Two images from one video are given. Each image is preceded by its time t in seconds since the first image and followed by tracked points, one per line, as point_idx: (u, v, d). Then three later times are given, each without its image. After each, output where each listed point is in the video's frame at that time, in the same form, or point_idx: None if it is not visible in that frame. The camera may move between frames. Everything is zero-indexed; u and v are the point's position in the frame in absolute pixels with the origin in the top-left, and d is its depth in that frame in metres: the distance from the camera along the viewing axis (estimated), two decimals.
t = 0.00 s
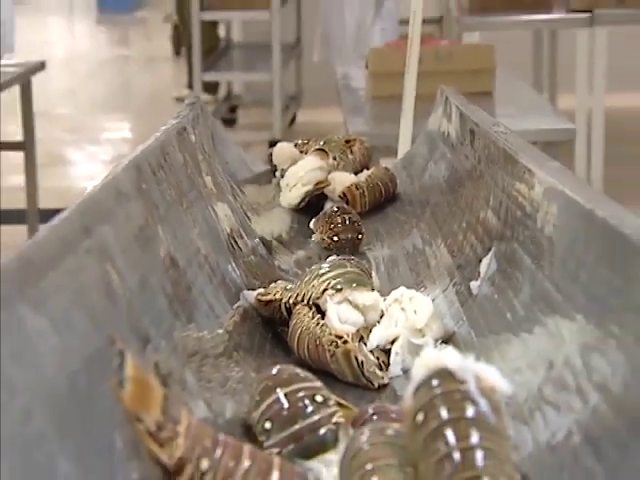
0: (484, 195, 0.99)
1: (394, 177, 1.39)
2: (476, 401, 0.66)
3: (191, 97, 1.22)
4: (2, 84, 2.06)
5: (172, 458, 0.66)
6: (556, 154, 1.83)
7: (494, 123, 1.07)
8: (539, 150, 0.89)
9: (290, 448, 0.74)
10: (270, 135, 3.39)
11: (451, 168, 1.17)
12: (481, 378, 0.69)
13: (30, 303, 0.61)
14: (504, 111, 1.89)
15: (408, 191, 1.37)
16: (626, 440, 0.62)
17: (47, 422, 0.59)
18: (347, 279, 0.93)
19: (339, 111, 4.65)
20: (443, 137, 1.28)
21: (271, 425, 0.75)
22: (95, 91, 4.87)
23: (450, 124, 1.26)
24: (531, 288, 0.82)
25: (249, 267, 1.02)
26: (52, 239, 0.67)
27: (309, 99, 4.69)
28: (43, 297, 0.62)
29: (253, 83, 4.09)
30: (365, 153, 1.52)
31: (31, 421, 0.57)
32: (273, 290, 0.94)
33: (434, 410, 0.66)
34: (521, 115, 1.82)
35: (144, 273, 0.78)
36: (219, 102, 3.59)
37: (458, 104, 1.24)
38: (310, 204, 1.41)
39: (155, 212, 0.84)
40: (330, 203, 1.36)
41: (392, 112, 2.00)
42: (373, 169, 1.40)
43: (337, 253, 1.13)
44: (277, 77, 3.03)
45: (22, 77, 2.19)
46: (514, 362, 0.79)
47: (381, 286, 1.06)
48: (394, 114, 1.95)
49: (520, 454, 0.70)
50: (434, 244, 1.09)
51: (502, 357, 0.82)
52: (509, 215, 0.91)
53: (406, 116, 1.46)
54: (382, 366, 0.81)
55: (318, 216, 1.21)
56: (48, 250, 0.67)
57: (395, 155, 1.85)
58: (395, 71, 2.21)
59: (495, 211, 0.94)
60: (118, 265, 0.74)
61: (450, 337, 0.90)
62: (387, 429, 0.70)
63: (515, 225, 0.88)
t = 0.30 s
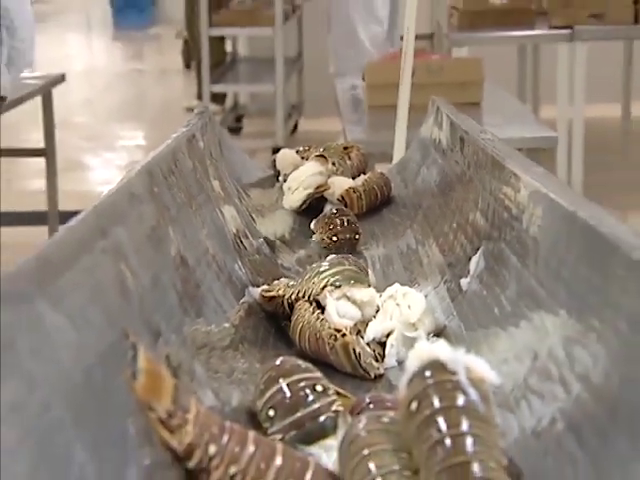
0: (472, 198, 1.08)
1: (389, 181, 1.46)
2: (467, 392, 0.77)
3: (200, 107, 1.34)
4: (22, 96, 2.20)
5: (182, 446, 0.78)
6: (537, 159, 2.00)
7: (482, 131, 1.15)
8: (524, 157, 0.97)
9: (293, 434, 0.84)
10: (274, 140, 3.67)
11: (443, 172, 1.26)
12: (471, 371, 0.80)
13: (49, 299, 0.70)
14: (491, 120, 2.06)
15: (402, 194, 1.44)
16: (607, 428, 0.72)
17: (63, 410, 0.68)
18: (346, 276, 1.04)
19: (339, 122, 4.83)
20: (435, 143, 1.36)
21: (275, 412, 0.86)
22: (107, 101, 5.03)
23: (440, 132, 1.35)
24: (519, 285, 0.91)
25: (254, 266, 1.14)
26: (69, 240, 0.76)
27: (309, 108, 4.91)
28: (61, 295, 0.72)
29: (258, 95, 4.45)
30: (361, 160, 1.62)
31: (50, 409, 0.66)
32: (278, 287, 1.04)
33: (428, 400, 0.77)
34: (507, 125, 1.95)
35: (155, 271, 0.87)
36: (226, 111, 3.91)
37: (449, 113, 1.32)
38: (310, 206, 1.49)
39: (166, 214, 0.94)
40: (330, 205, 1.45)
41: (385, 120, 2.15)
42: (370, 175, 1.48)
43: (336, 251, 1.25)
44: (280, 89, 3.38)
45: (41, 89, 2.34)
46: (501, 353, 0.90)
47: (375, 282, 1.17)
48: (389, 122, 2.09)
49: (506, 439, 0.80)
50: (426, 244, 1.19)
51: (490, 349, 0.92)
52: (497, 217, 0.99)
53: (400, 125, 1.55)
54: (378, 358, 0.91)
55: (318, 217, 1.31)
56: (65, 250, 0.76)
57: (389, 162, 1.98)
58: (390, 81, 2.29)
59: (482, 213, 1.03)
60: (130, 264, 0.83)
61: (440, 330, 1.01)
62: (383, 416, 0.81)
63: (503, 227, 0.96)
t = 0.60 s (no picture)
0: (464, 200, 1.18)
1: (384, 185, 1.58)
2: (458, 383, 0.85)
3: (207, 117, 1.46)
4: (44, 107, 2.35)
5: (190, 433, 0.88)
6: (523, 165, 2.14)
7: (473, 138, 1.27)
8: (510, 162, 1.07)
9: (294, 422, 0.93)
10: (277, 148, 3.99)
11: (435, 177, 1.37)
12: (462, 363, 0.89)
13: (66, 296, 0.78)
14: (480, 128, 2.21)
15: (396, 197, 1.56)
16: (588, 419, 0.78)
17: (80, 398, 0.75)
18: (344, 273, 1.15)
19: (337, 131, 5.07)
20: (429, 150, 1.48)
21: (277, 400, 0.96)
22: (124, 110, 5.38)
23: (434, 139, 1.47)
24: (506, 281, 0.99)
25: (258, 263, 1.24)
26: (83, 241, 0.84)
27: (310, 117, 5.41)
28: (77, 291, 0.80)
29: (263, 105, 4.77)
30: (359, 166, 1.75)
31: (68, 396, 0.73)
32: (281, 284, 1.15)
33: (421, 390, 0.85)
34: (494, 134, 2.09)
35: (165, 270, 0.96)
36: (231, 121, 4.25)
37: (443, 123, 1.45)
38: (310, 208, 1.58)
39: (176, 215, 1.04)
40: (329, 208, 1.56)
41: (381, 129, 2.29)
42: (366, 179, 1.60)
43: (335, 251, 1.34)
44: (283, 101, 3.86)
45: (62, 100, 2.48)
46: (489, 347, 0.97)
47: (372, 279, 1.27)
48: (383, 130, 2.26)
49: (494, 428, 0.87)
50: (419, 244, 1.29)
51: (479, 342, 1.00)
52: (485, 218, 1.08)
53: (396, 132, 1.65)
54: (374, 350, 1.01)
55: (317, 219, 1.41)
56: (81, 250, 0.84)
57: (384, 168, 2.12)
58: (384, 92, 2.63)
59: (471, 214, 1.13)
60: (142, 263, 0.91)
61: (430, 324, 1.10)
62: (379, 405, 0.90)
63: (492, 228, 1.05)
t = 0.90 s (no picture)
0: (455, 203, 1.25)
1: (380, 188, 1.66)
2: (449, 374, 0.92)
3: (213, 124, 1.54)
4: (61, 113, 2.43)
5: (197, 421, 0.94)
6: (510, 171, 2.25)
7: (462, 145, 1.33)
8: (499, 166, 1.13)
9: (295, 411, 1.00)
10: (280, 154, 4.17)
11: (427, 180, 1.44)
12: (454, 356, 0.96)
13: (79, 292, 0.84)
14: (469, 135, 2.33)
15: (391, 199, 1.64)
16: (572, 407, 0.84)
17: (94, 389, 0.81)
18: (342, 271, 1.25)
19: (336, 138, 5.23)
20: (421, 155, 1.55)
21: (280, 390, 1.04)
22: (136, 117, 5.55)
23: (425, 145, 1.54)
24: (495, 279, 1.06)
25: (262, 261, 1.32)
26: (97, 241, 0.91)
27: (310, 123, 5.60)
28: (93, 288, 0.86)
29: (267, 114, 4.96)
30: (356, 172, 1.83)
31: (83, 387, 0.79)
32: (284, 282, 1.24)
33: (415, 381, 0.92)
34: (482, 142, 2.19)
35: (174, 267, 1.03)
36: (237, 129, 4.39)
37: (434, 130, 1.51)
38: (311, 211, 1.68)
39: (184, 217, 1.11)
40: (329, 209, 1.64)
41: (377, 135, 2.40)
42: (363, 182, 1.66)
43: (335, 250, 1.44)
44: (286, 108, 4.03)
45: (77, 107, 2.56)
46: (479, 340, 1.04)
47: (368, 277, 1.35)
48: (378, 136, 2.37)
49: (484, 415, 0.95)
50: (413, 244, 1.36)
51: (470, 335, 1.07)
52: (475, 219, 1.15)
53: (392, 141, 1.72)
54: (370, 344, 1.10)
55: (318, 220, 1.52)
56: (94, 249, 0.90)
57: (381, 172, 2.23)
58: (379, 102, 2.80)
59: (462, 216, 1.20)
60: (152, 261, 0.98)
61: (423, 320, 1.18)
62: (376, 395, 0.97)
63: (481, 229, 1.12)
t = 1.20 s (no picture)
0: (447, 206, 1.35)
1: (375, 190, 1.75)
2: (442, 366, 0.99)
3: (220, 130, 1.64)
4: (79, 119, 2.52)
5: (205, 411, 1.01)
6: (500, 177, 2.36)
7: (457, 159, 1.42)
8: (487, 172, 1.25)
9: (296, 401, 1.07)
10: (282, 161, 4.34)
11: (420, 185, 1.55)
12: (446, 350, 1.03)
13: (94, 289, 0.91)
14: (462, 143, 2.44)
15: (387, 202, 1.73)
16: (557, 399, 0.91)
17: (104, 381, 0.87)
18: (342, 269, 1.33)
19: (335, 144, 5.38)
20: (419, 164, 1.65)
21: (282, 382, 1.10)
22: (144, 127, 5.69)
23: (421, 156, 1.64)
24: (485, 276, 1.16)
25: (265, 260, 1.42)
26: (110, 241, 0.98)
27: (311, 130, 5.83)
28: (108, 285, 0.94)
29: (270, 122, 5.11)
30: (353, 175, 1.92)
31: (94, 379, 0.85)
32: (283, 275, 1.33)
33: (410, 372, 0.99)
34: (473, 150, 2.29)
35: (182, 266, 1.11)
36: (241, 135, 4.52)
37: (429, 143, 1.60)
38: (311, 213, 1.77)
39: (192, 218, 1.20)
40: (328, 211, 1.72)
41: (375, 142, 2.49)
42: (358, 186, 1.76)
43: (334, 250, 1.50)
44: (287, 117, 4.32)
45: (93, 115, 2.65)
46: (469, 335, 1.12)
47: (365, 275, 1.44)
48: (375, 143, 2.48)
49: (475, 406, 1.01)
50: (406, 243, 1.46)
51: (459, 329, 1.15)
52: (466, 219, 1.26)
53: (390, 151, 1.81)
54: (367, 338, 1.17)
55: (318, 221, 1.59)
56: (109, 249, 0.98)
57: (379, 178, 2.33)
58: (376, 111, 2.88)
59: (454, 218, 1.31)
60: (162, 261, 1.06)
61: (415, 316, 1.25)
62: (373, 387, 1.03)
63: (471, 229, 1.23)
